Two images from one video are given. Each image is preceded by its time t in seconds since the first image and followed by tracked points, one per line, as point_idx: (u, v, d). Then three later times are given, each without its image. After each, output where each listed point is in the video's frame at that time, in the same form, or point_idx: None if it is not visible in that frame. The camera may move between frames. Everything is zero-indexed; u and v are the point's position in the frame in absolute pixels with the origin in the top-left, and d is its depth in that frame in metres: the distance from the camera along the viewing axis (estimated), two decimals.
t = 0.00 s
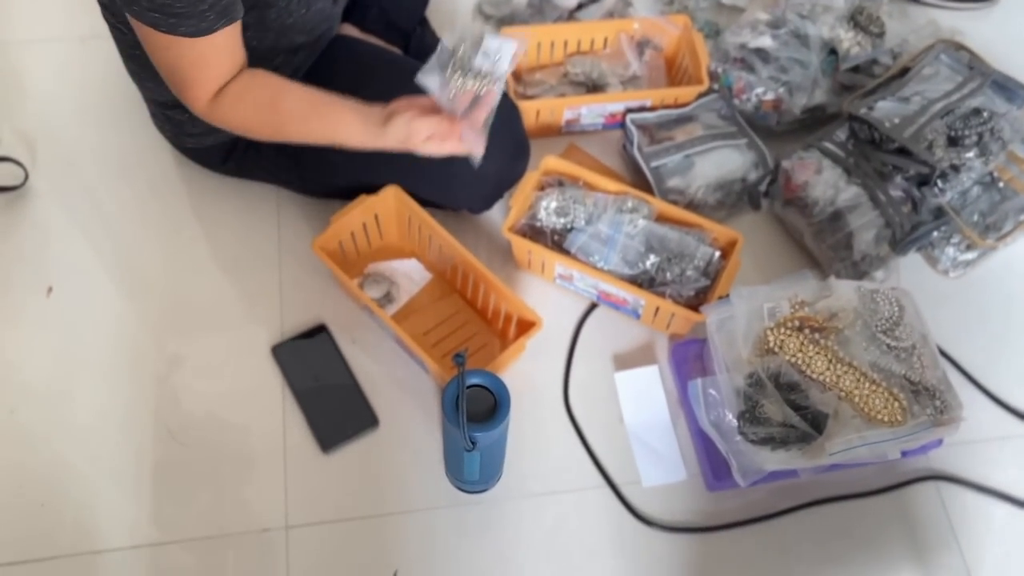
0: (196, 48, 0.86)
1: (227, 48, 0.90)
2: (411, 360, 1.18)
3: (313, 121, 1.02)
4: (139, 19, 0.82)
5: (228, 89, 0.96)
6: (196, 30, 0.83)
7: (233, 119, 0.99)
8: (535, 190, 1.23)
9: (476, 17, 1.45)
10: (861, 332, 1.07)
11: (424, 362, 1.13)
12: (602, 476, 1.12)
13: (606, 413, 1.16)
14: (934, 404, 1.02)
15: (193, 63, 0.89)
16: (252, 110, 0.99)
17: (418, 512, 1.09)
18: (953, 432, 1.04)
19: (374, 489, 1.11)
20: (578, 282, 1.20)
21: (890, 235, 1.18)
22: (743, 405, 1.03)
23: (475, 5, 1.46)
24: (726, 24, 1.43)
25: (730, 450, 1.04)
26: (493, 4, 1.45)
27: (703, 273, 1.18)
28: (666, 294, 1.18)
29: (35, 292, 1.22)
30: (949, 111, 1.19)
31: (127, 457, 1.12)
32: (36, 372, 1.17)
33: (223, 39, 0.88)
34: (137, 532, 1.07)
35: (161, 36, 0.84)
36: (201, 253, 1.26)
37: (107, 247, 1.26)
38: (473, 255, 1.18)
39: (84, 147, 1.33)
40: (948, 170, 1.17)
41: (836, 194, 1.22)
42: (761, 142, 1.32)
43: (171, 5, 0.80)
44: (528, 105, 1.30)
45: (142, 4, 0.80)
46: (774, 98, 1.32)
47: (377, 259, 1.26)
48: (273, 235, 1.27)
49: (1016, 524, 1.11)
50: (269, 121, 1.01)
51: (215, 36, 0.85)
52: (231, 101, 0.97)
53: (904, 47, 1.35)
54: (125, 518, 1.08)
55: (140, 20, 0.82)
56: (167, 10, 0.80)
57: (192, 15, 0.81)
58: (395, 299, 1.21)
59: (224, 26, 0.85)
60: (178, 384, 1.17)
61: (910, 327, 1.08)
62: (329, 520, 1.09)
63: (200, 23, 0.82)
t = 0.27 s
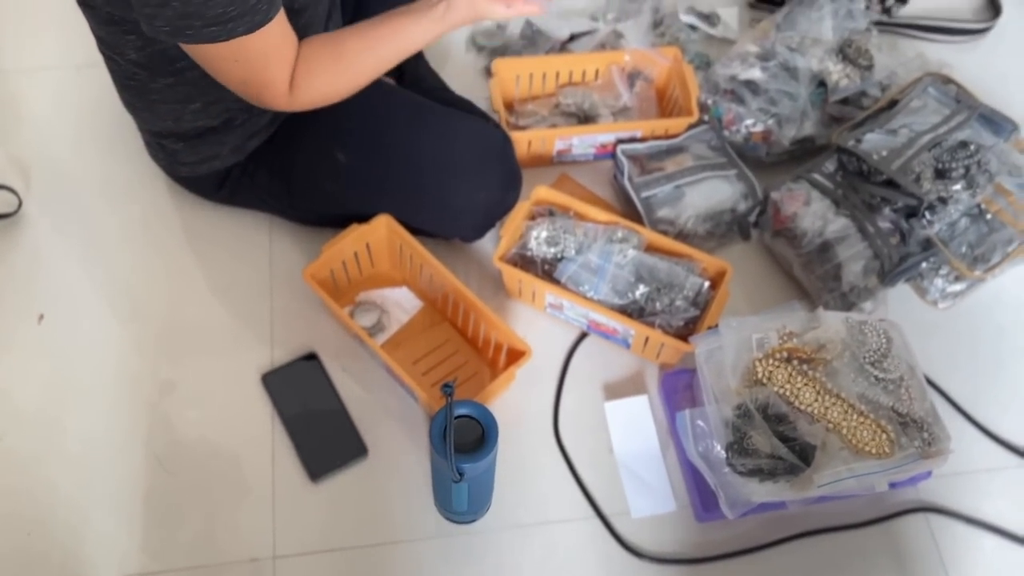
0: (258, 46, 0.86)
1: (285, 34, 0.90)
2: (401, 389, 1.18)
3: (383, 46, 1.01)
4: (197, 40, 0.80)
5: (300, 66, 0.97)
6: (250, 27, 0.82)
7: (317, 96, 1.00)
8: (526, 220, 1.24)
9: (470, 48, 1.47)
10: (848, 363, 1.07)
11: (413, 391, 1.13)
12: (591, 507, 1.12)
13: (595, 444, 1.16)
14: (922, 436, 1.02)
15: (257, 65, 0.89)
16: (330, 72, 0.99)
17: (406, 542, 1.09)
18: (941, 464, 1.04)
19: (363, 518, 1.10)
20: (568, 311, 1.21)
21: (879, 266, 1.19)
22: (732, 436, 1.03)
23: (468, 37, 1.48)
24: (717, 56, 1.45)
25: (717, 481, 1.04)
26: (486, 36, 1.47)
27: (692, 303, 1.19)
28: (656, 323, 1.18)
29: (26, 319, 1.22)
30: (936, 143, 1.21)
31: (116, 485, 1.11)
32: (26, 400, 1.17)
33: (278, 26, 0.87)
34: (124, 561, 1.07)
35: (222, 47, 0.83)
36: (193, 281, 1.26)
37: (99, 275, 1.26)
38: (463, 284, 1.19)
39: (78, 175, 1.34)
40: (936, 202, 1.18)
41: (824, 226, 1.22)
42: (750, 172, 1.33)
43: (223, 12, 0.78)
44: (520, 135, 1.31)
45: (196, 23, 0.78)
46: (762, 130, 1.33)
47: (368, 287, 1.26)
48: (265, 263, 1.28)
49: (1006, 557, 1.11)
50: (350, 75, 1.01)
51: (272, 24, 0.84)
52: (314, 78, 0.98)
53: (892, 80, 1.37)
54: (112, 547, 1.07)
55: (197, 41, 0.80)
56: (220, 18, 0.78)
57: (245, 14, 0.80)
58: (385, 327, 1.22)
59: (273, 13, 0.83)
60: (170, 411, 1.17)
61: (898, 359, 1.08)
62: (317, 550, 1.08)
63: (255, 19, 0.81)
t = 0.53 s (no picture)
0: (209, 133, 0.93)
1: (233, 130, 0.96)
2: (387, 459, 1.19)
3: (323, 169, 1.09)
4: (161, 112, 0.88)
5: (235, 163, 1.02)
6: (213, 112, 0.90)
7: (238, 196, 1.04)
8: (512, 291, 1.26)
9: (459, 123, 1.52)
10: (828, 438, 1.09)
11: (399, 461, 1.14)
12: None
13: (579, 515, 1.17)
14: (900, 510, 1.04)
15: (192, 147, 0.94)
16: (263, 175, 1.05)
17: None
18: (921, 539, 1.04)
19: None
20: (553, 382, 1.22)
21: (856, 340, 1.21)
22: (712, 510, 1.04)
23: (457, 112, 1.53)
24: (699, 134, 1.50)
25: (699, 556, 1.03)
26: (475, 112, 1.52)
27: (674, 375, 1.21)
28: (639, 395, 1.20)
29: (15, 387, 1.23)
30: (910, 222, 1.25)
31: (99, 556, 1.11)
32: (12, 469, 1.17)
33: (229, 122, 0.94)
34: None
35: (176, 123, 0.90)
36: (182, 349, 1.28)
37: (89, 343, 1.27)
38: (450, 355, 1.21)
39: (72, 243, 1.36)
40: (911, 278, 1.22)
41: (802, 300, 1.25)
42: (731, 247, 1.36)
43: (189, 88, 0.87)
44: (506, 209, 1.34)
45: (160, 91, 0.87)
46: (742, 206, 1.37)
47: (355, 357, 1.28)
48: (254, 332, 1.30)
49: None
50: (283, 184, 1.07)
51: (229, 115, 0.92)
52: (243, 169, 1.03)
53: (867, 159, 1.42)
54: None
55: (159, 112, 0.89)
56: (183, 92, 0.87)
57: (209, 97, 0.88)
58: (372, 397, 1.23)
59: (237, 105, 0.92)
60: (155, 479, 1.17)
61: (877, 434, 1.10)
62: None
63: (219, 103, 0.90)
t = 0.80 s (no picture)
0: (155, 210, 0.93)
1: (177, 222, 0.97)
2: (374, 530, 1.19)
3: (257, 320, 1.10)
4: (111, 181, 0.90)
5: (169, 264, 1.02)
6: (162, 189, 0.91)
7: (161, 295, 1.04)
8: (500, 363, 1.28)
9: (449, 198, 1.56)
10: (810, 512, 1.10)
11: (385, 533, 1.15)
12: None
13: None
14: None
15: (139, 222, 0.94)
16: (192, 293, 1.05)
17: None
18: None
19: None
20: (540, 454, 1.24)
21: (837, 413, 1.24)
22: None
23: (447, 187, 1.57)
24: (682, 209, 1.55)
25: None
26: (465, 187, 1.56)
27: (660, 448, 1.22)
28: (625, 468, 1.21)
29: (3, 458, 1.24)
30: (887, 298, 1.29)
31: None
32: None
33: (179, 208, 0.95)
34: None
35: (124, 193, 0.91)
36: (171, 419, 1.29)
37: (79, 413, 1.28)
38: (438, 426, 1.23)
39: (65, 313, 1.38)
40: (889, 353, 1.25)
41: (784, 374, 1.28)
42: (714, 320, 1.39)
43: (144, 163, 0.89)
44: (495, 282, 1.37)
45: (114, 161, 0.88)
46: (724, 280, 1.40)
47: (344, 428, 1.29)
48: (244, 403, 1.31)
49: None
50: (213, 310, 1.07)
51: (172, 201, 0.93)
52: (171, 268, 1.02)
53: (845, 236, 1.47)
54: None
55: (110, 180, 0.90)
56: (136, 167, 0.89)
57: (163, 174, 0.90)
58: (360, 468, 1.24)
59: (192, 190, 0.94)
60: (141, 551, 1.17)
61: (858, 508, 1.12)
62: None
63: (168, 185, 0.91)
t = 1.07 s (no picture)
0: (177, 255, 0.94)
1: (203, 263, 0.98)
2: None
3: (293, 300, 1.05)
4: (129, 233, 0.91)
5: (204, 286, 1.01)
6: (183, 236, 0.93)
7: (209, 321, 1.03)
8: (492, 410, 1.28)
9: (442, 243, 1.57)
10: (805, 561, 1.09)
11: None
12: None
13: None
14: None
15: (168, 270, 0.96)
16: (226, 306, 1.02)
17: None
18: None
19: None
20: (533, 501, 1.23)
21: (830, 461, 1.24)
22: None
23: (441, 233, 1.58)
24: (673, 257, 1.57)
25: None
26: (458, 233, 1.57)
27: (653, 496, 1.21)
28: (619, 516, 1.20)
29: None
30: (878, 346, 1.30)
31: None
32: None
33: (203, 251, 0.96)
34: None
35: (149, 246, 0.92)
36: (160, 465, 1.27)
37: (66, 459, 1.27)
38: (429, 473, 1.21)
39: (55, 357, 1.37)
40: (881, 402, 1.26)
41: (777, 422, 1.28)
42: (706, 367, 1.40)
43: (161, 212, 0.90)
44: (488, 327, 1.37)
45: (132, 214, 0.90)
46: (717, 327, 1.41)
47: (335, 475, 1.28)
48: (234, 449, 1.30)
49: None
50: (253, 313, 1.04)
51: (196, 244, 0.94)
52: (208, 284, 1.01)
53: (836, 284, 1.48)
54: None
55: (129, 232, 0.91)
56: (154, 217, 0.90)
57: (180, 221, 0.91)
58: (350, 517, 1.23)
59: (211, 235, 0.95)
60: None
61: (853, 557, 1.10)
62: None
63: (187, 233, 0.92)
